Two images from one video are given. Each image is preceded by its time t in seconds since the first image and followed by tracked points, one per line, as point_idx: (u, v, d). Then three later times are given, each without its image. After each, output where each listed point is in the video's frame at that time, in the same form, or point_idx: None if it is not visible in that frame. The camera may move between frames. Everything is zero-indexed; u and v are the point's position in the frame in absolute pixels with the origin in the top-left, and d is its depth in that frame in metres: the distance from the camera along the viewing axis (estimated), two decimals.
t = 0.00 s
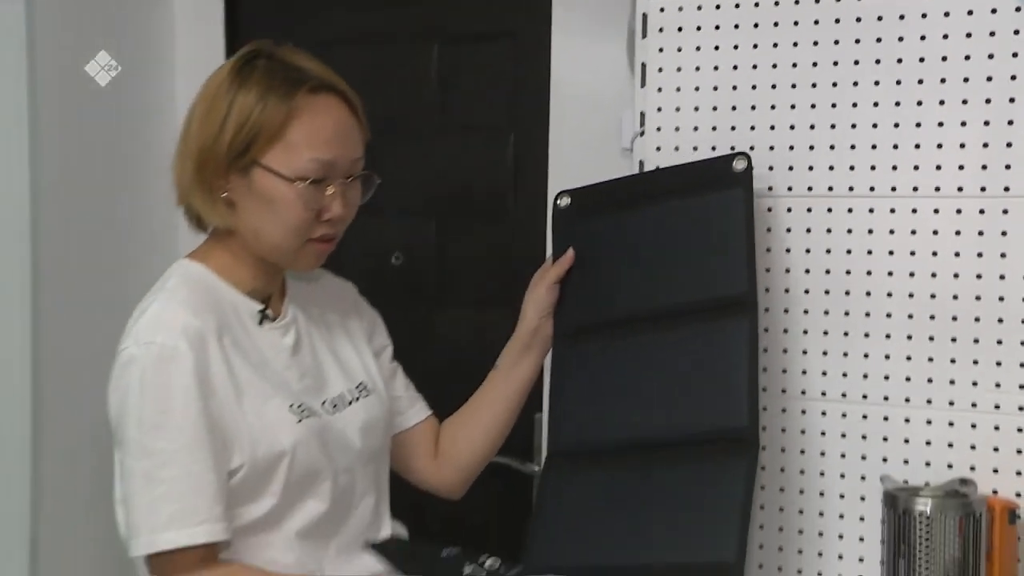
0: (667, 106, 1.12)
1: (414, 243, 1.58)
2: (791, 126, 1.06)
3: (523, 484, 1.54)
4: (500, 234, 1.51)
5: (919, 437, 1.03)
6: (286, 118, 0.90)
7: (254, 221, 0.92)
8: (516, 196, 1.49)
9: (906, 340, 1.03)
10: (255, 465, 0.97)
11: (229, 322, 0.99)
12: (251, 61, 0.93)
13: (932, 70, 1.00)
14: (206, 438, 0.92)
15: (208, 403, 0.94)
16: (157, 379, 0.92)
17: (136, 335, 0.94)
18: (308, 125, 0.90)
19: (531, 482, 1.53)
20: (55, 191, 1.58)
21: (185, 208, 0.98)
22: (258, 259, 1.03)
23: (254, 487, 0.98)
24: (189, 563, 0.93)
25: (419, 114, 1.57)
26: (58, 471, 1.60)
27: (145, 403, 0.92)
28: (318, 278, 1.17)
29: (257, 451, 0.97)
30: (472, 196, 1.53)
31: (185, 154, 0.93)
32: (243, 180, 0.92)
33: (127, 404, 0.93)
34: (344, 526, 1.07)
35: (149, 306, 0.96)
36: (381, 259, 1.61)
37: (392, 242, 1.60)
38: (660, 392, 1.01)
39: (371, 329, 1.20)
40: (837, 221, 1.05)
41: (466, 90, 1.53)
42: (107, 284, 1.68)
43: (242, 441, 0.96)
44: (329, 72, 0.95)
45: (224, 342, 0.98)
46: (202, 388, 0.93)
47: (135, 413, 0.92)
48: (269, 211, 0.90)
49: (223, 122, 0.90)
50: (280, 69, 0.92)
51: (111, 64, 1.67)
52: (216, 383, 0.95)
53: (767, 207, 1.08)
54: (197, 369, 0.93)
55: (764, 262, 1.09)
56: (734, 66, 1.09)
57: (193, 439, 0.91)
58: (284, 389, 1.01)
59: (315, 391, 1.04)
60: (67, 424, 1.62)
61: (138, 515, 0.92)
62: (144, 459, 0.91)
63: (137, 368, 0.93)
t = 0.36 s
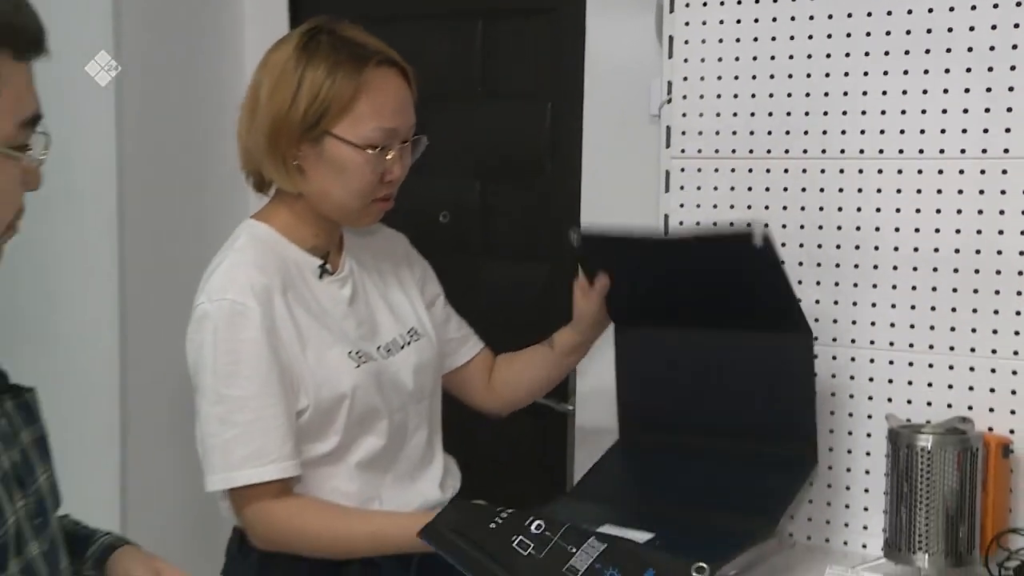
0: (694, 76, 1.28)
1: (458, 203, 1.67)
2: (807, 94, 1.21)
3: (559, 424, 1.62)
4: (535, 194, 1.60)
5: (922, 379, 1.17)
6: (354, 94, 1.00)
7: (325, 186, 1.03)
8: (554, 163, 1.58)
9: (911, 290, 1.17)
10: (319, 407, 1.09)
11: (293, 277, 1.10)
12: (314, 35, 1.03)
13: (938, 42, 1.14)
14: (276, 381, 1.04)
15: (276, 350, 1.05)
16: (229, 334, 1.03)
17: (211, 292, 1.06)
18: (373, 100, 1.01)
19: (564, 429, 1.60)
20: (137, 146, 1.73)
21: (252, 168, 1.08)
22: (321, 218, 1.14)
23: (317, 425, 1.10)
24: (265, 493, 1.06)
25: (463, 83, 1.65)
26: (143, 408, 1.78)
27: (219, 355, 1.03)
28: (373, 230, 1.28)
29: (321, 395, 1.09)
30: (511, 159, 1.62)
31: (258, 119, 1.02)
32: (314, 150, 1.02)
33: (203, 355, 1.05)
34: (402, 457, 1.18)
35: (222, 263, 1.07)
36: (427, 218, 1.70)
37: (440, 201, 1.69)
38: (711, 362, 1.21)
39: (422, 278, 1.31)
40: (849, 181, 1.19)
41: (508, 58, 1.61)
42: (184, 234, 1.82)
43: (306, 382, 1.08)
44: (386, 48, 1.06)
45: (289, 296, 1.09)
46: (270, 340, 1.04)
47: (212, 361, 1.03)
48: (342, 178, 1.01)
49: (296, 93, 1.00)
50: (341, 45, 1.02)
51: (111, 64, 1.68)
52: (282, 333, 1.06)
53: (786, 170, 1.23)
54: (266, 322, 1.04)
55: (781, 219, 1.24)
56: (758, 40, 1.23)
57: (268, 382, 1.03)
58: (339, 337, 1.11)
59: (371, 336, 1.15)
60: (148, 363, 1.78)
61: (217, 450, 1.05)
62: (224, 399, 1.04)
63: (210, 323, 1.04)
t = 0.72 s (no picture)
0: (714, 66, 1.37)
1: (496, 183, 1.81)
2: (818, 82, 1.31)
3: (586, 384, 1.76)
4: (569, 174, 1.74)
5: (922, 344, 1.27)
6: (415, 86, 1.14)
7: (387, 170, 1.17)
8: (584, 146, 1.71)
9: (913, 263, 1.27)
10: (372, 367, 1.20)
11: (350, 248, 1.22)
12: (376, 30, 1.17)
13: (941, 34, 1.23)
14: (334, 341, 1.15)
15: (335, 313, 1.17)
16: (292, 299, 1.15)
17: (277, 259, 1.18)
18: (430, 92, 1.15)
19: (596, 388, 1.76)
20: (217, 129, 1.83)
21: (317, 152, 1.21)
22: (376, 196, 1.26)
23: (370, 383, 1.21)
24: (323, 442, 1.17)
25: (502, 74, 1.79)
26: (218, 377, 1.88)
27: (282, 318, 1.15)
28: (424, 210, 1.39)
29: (374, 357, 1.20)
30: (546, 141, 1.75)
31: (325, 109, 1.16)
32: (377, 136, 1.16)
33: (268, 317, 1.16)
34: (446, 414, 1.30)
35: (285, 234, 1.19)
36: (468, 196, 1.84)
37: (478, 182, 1.83)
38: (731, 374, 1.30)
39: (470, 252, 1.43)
40: (857, 162, 1.29)
41: (546, 48, 1.74)
42: (256, 212, 1.94)
43: (361, 344, 1.19)
44: (443, 43, 1.20)
45: (346, 266, 1.20)
46: (329, 304, 1.16)
47: (277, 323, 1.15)
48: (404, 164, 1.15)
49: (361, 84, 1.14)
50: (400, 39, 1.16)
51: None
52: (340, 297, 1.18)
53: (798, 152, 1.33)
54: (325, 288, 1.16)
55: (794, 197, 1.34)
56: (774, 32, 1.33)
57: (326, 342, 1.14)
58: (391, 305, 1.22)
59: (421, 304, 1.27)
60: (223, 334, 1.89)
61: (279, 406, 1.16)
62: (287, 359, 1.15)
63: (275, 288, 1.16)
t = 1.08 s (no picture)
0: (732, 71, 1.48)
1: (533, 178, 1.93)
2: (830, 87, 1.41)
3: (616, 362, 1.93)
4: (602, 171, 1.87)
5: (924, 329, 1.37)
6: (475, 93, 1.31)
7: (442, 169, 1.33)
8: (613, 143, 1.84)
9: (916, 254, 1.37)
10: (423, 349, 1.33)
11: (402, 240, 1.34)
12: (444, 39, 1.33)
13: (944, 42, 1.32)
14: (388, 326, 1.27)
15: (389, 300, 1.29)
16: (350, 287, 1.27)
17: (337, 249, 1.30)
18: (488, 101, 1.32)
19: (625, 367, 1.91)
20: (280, 132, 2.00)
21: (378, 146, 1.37)
22: (426, 192, 1.39)
23: (420, 363, 1.34)
24: (376, 417, 1.30)
25: (537, 77, 1.91)
26: (281, 358, 2.07)
27: (341, 304, 1.27)
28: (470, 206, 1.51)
29: (423, 339, 1.32)
30: (579, 139, 1.87)
31: (389, 109, 1.32)
32: (436, 137, 1.33)
33: (328, 303, 1.28)
34: (486, 393, 1.42)
35: (345, 226, 1.32)
36: (504, 190, 1.97)
37: (516, 177, 1.96)
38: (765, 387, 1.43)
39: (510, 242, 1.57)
40: (864, 161, 1.40)
41: (580, 52, 1.86)
42: (315, 207, 2.12)
43: (412, 329, 1.31)
44: (500, 56, 1.37)
45: (399, 255, 1.33)
46: (384, 289, 1.28)
47: (336, 309, 1.27)
48: (458, 163, 1.32)
49: (426, 89, 1.30)
50: (463, 49, 1.32)
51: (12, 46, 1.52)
52: (394, 285, 1.30)
53: (810, 152, 1.44)
54: (379, 276, 1.28)
55: (806, 193, 1.45)
56: (788, 41, 1.43)
57: (380, 328, 1.26)
58: (439, 291, 1.35)
59: (467, 291, 1.39)
60: (285, 318, 2.08)
61: (338, 383, 1.28)
62: (346, 342, 1.27)
63: (334, 276, 1.28)
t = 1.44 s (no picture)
0: (742, 81, 1.59)
1: (558, 178, 2.07)
2: (832, 95, 1.52)
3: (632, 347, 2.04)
4: (621, 168, 1.98)
5: (918, 318, 1.48)
6: (509, 101, 1.44)
7: (476, 169, 1.46)
8: (632, 146, 1.96)
9: (911, 249, 1.48)
10: (460, 340, 1.45)
11: (439, 239, 1.46)
12: (481, 52, 1.47)
13: (937, 54, 1.42)
14: (427, 319, 1.39)
15: (428, 295, 1.41)
16: (393, 284, 1.39)
17: (379, 249, 1.42)
18: (522, 109, 1.45)
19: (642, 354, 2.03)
20: (329, 136, 2.19)
21: (418, 148, 1.50)
22: (461, 192, 1.51)
23: (457, 352, 1.46)
24: (414, 403, 1.42)
25: (561, 87, 2.06)
26: (325, 337, 2.27)
27: (385, 299, 1.39)
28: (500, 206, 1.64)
29: (460, 331, 1.45)
30: (601, 142, 2.00)
31: (430, 115, 1.46)
32: (472, 142, 1.45)
33: (372, 299, 1.41)
34: (516, 380, 1.54)
35: (387, 227, 1.44)
36: (531, 191, 2.12)
37: (542, 179, 2.10)
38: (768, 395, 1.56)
39: (541, 235, 1.70)
40: (864, 163, 1.51)
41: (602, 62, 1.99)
42: (360, 203, 2.32)
43: (450, 320, 1.44)
44: (532, 67, 1.51)
45: (435, 254, 1.45)
46: (423, 285, 1.40)
47: (379, 304, 1.39)
48: (490, 164, 1.45)
49: (464, 97, 1.43)
50: (500, 61, 1.46)
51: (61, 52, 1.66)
52: (432, 283, 1.42)
53: (814, 154, 1.55)
54: (421, 275, 1.40)
55: (811, 193, 1.56)
56: (794, 52, 1.54)
57: (419, 321, 1.38)
58: (473, 285, 1.48)
59: (499, 285, 1.52)
60: (329, 302, 2.27)
61: (381, 369, 1.41)
62: (389, 333, 1.39)
63: (378, 274, 1.40)
